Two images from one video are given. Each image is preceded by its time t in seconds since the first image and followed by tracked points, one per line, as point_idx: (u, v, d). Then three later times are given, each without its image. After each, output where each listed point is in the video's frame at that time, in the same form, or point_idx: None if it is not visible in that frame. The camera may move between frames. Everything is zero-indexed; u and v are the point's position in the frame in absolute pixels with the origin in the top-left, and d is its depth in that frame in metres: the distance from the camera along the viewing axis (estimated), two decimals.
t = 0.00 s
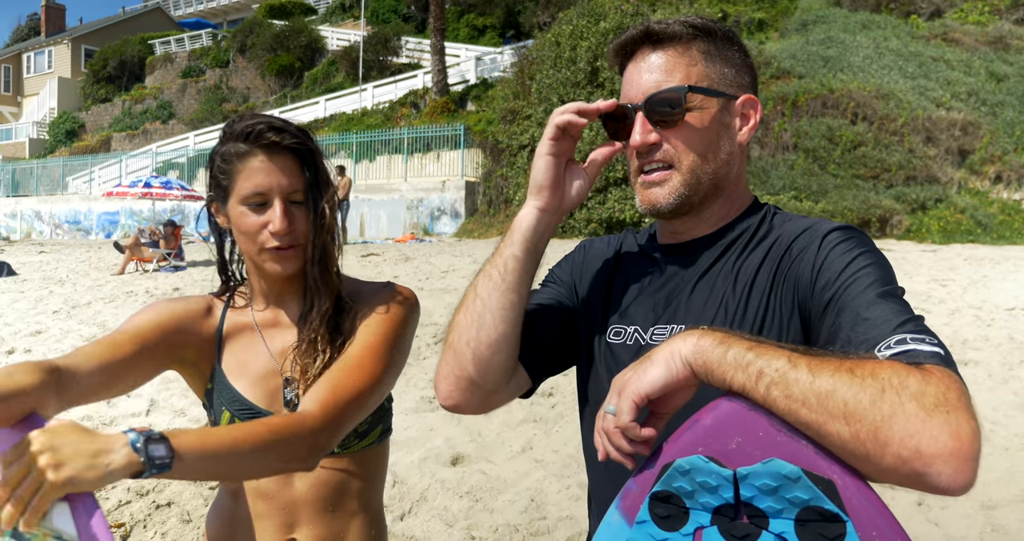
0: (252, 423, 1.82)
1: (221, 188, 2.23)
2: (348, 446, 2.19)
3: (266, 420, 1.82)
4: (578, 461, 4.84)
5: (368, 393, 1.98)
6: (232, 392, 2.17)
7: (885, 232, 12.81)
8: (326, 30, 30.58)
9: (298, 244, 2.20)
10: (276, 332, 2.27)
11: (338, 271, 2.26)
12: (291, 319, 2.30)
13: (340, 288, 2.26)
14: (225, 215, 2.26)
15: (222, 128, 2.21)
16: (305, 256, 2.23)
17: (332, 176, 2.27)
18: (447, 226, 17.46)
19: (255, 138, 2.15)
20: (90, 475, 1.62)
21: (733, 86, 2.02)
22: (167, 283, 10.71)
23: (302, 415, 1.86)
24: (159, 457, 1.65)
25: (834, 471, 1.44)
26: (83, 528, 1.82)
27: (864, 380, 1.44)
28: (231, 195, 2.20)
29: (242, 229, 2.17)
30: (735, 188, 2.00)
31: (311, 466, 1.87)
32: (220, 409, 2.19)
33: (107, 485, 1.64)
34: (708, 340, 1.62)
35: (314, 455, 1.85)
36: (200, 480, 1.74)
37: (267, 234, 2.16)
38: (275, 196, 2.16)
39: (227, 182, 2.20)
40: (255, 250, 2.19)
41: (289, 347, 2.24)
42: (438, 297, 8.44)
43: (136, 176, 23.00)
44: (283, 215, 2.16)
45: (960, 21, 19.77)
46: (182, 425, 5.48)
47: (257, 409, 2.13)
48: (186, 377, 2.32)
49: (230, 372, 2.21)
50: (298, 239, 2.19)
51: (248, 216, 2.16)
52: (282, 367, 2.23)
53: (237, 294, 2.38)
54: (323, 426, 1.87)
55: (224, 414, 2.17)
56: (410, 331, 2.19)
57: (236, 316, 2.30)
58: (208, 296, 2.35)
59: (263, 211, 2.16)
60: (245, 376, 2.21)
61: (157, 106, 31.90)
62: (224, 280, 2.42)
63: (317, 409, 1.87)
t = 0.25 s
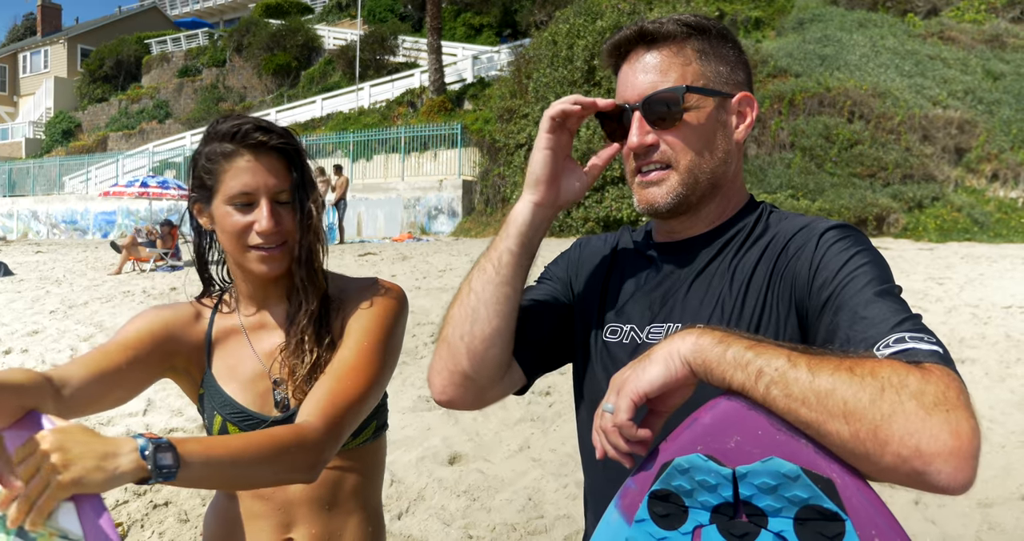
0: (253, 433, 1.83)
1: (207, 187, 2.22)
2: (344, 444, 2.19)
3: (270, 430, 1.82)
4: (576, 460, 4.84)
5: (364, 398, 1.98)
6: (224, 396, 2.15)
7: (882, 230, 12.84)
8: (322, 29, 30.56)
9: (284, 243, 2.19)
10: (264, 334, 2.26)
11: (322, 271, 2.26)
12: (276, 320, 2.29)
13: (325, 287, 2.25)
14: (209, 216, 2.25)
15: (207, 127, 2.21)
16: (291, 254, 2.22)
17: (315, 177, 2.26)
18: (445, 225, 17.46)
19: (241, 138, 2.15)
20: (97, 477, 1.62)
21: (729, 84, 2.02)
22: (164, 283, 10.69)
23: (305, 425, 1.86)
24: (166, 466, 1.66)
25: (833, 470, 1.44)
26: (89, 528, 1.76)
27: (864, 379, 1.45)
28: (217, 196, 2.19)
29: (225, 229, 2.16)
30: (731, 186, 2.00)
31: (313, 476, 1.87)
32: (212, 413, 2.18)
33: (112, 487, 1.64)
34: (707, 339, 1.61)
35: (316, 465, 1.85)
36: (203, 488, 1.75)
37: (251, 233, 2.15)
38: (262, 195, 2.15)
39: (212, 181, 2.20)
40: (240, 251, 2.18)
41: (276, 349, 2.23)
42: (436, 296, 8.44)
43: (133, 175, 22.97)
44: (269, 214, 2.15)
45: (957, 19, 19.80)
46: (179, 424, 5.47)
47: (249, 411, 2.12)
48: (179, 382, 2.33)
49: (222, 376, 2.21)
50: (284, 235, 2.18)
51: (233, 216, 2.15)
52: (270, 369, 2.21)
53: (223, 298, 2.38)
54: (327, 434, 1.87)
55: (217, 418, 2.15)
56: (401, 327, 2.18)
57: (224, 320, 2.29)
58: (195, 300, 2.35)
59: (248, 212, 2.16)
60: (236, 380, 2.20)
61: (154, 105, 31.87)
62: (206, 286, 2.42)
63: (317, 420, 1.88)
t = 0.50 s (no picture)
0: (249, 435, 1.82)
1: (216, 185, 2.24)
2: (344, 448, 2.19)
3: (266, 432, 1.82)
4: (576, 461, 4.84)
5: (363, 402, 1.98)
6: (225, 394, 2.16)
7: (882, 231, 12.84)
8: (322, 29, 30.55)
9: (289, 245, 2.20)
10: (269, 334, 2.28)
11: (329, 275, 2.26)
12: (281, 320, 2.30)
13: (330, 290, 2.26)
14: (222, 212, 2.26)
15: (222, 125, 2.22)
16: (293, 255, 2.22)
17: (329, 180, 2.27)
18: (445, 225, 17.46)
19: (253, 137, 2.15)
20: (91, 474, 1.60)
21: (726, 87, 2.02)
22: (164, 283, 10.70)
23: (302, 427, 1.86)
24: (159, 464, 1.65)
25: (832, 472, 1.45)
26: (78, 528, 1.79)
27: (864, 380, 1.44)
28: (227, 195, 2.20)
29: (231, 228, 2.18)
30: (729, 189, 1.99)
31: (310, 478, 1.87)
32: (212, 411, 2.18)
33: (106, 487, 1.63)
34: (705, 340, 1.59)
35: (314, 467, 1.85)
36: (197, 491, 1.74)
37: (255, 233, 2.15)
38: (268, 197, 2.16)
39: (223, 178, 2.20)
40: (243, 250, 2.19)
41: (279, 350, 2.24)
42: (436, 297, 8.44)
43: (133, 175, 22.98)
44: (275, 215, 2.16)
45: (957, 20, 19.79)
46: (179, 425, 5.48)
47: (249, 410, 2.12)
48: (179, 379, 2.33)
49: (223, 374, 2.21)
50: (289, 237, 2.18)
51: (239, 215, 2.16)
52: (273, 369, 2.22)
53: (228, 296, 2.39)
54: (324, 438, 1.88)
55: (217, 416, 2.16)
56: (404, 333, 2.20)
57: (227, 318, 2.30)
58: (200, 297, 2.36)
59: (254, 211, 2.17)
60: (238, 379, 2.20)
61: (155, 105, 31.90)
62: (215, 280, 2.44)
63: (314, 423, 1.88)
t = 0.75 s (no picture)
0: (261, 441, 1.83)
1: (228, 188, 2.26)
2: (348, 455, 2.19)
3: (278, 438, 1.83)
4: (579, 463, 4.84)
5: (373, 411, 2.00)
6: (233, 396, 2.17)
7: (885, 232, 12.83)
8: (325, 31, 30.61)
9: (306, 246, 2.20)
10: (280, 337, 2.29)
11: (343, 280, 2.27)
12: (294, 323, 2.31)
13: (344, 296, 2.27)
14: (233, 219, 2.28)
15: (232, 128, 2.25)
16: (313, 259, 2.23)
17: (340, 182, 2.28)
18: (448, 227, 17.48)
19: (261, 141, 2.17)
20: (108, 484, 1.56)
21: (719, 91, 2.00)
22: (168, 286, 10.71)
23: (311, 434, 1.88)
24: (171, 471, 1.64)
25: (834, 476, 1.44)
26: (86, 531, 1.79)
27: (868, 382, 1.42)
28: (239, 198, 2.23)
29: (245, 231, 2.19)
30: (727, 193, 2.00)
31: (319, 485, 1.87)
32: (220, 412, 2.19)
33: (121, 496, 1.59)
34: (707, 342, 1.57)
35: (322, 475, 1.86)
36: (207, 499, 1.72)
37: (269, 236, 2.17)
38: (280, 198, 2.17)
39: (233, 182, 2.23)
40: (260, 253, 2.20)
41: (291, 354, 2.25)
42: (439, 299, 8.45)
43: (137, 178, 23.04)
44: (289, 216, 2.17)
45: (960, 20, 19.76)
46: (183, 428, 5.48)
47: (259, 413, 2.13)
48: (189, 379, 2.34)
49: (233, 375, 2.22)
50: (304, 241, 2.19)
51: (253, 219, 2.18)
52: (283, 374, 2.23)
53: (243, 297, 2.40)
54: (333, 444, 1.89)
55: (224, 418, 2.16)
56: (414, 343, 2.22)
57: (238, 320, 2.31)
58: (213, 297, 2.37)
59: (266, 214, 2.18)
60: (247, 381, 2.22)
61: (158, 108, 31.98)
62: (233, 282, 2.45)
63: (324, 430, 1.90)
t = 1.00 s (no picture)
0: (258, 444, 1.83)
1: (223, 194, 2.26)
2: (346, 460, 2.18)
3: (277, 440, 1.82)
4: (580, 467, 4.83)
5: (374, 415, 2.00)
6: (234, 402, 2.17)
7: (888, 236, 12.82)
8: (327, 35, 30.64)
9: (296, 252, 2.20)
10: (280, 343, 2.29)
11: (337, 283, 2.26)
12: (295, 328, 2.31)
13: (341, 299, 2.27)
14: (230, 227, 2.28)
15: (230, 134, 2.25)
16: (303, 264, 2.23)
17: (335, 184, 2.27)
18: (450, 231, 17.48)
19: (255, 145, 2.18)
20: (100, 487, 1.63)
21: (710, 100, 2.00)
22: (170, 289, 10.72)
23: (312, 438, 1.87)
24: (169, 472, 1.65)
25: (820, 482, 1.43)
26: None
27: (850, 390, 1.44)
28: (233, 204, 2.22)
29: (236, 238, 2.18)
30: (719, 199, 1.99)
31: (321, 489, 1.87)
32: (222, 419, 2.19)
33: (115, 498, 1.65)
34: (691, 350, 1.59)
35: (323, 478, 1.85)
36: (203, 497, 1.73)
37: (260, 240, 2.16)
38: (270, 203, 2.16)
39: (228, 188, 2.23)
40: (250, 259, 2.19)
41: (291, 360, 2.25)
42: (441, 303, 8.45)
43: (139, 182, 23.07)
44: (278, 221, 2.16)
45: (962, 24, 19.76)
46: (184, 432, 5.48)
47: (259, 419, 2.13)
48: (191, 384, 2.33)
49: (234, 381, 2.23)
50: (294, 245, 2.19)
51: (245, 221, 2.17)
52: (284, 379, 2.23)
53: (243, 302, 2.40)
54: (334, 449, 1.89)
55: (226, 424, 2.16)
56: (414, 346, 2.21)
57: (239, 325, 2.31)
58: (214, 302, 2.37)
59: (257, 218, 2.17)
60: (248, 387, 2.22)
61: (160, 112, 32.02)
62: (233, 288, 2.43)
63: (325, 433, 1.89)
